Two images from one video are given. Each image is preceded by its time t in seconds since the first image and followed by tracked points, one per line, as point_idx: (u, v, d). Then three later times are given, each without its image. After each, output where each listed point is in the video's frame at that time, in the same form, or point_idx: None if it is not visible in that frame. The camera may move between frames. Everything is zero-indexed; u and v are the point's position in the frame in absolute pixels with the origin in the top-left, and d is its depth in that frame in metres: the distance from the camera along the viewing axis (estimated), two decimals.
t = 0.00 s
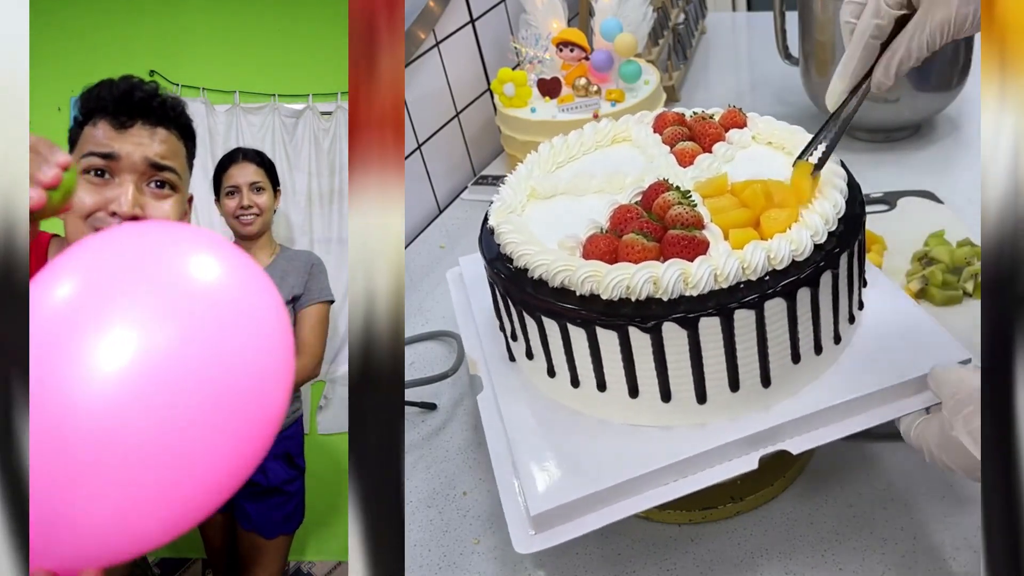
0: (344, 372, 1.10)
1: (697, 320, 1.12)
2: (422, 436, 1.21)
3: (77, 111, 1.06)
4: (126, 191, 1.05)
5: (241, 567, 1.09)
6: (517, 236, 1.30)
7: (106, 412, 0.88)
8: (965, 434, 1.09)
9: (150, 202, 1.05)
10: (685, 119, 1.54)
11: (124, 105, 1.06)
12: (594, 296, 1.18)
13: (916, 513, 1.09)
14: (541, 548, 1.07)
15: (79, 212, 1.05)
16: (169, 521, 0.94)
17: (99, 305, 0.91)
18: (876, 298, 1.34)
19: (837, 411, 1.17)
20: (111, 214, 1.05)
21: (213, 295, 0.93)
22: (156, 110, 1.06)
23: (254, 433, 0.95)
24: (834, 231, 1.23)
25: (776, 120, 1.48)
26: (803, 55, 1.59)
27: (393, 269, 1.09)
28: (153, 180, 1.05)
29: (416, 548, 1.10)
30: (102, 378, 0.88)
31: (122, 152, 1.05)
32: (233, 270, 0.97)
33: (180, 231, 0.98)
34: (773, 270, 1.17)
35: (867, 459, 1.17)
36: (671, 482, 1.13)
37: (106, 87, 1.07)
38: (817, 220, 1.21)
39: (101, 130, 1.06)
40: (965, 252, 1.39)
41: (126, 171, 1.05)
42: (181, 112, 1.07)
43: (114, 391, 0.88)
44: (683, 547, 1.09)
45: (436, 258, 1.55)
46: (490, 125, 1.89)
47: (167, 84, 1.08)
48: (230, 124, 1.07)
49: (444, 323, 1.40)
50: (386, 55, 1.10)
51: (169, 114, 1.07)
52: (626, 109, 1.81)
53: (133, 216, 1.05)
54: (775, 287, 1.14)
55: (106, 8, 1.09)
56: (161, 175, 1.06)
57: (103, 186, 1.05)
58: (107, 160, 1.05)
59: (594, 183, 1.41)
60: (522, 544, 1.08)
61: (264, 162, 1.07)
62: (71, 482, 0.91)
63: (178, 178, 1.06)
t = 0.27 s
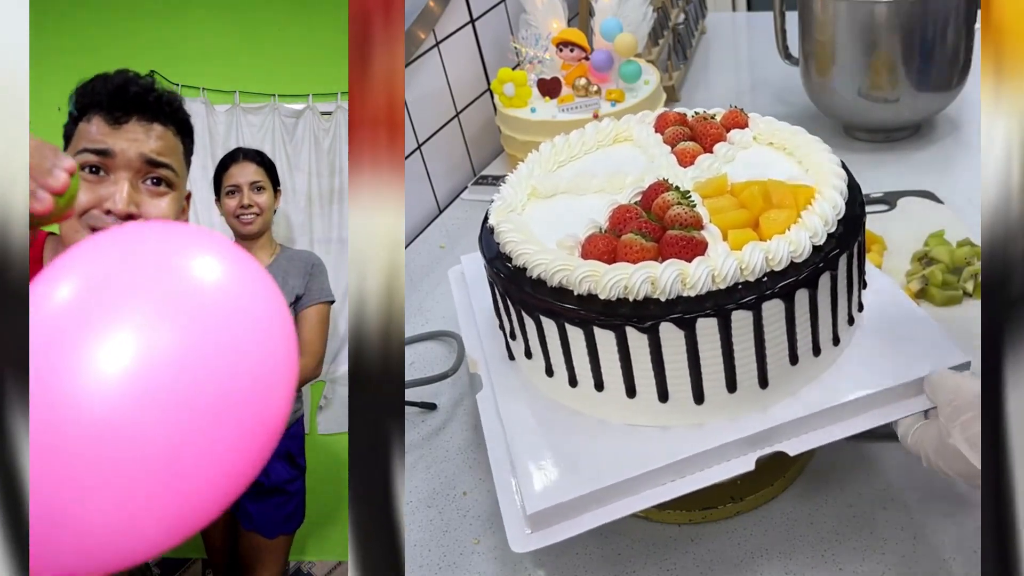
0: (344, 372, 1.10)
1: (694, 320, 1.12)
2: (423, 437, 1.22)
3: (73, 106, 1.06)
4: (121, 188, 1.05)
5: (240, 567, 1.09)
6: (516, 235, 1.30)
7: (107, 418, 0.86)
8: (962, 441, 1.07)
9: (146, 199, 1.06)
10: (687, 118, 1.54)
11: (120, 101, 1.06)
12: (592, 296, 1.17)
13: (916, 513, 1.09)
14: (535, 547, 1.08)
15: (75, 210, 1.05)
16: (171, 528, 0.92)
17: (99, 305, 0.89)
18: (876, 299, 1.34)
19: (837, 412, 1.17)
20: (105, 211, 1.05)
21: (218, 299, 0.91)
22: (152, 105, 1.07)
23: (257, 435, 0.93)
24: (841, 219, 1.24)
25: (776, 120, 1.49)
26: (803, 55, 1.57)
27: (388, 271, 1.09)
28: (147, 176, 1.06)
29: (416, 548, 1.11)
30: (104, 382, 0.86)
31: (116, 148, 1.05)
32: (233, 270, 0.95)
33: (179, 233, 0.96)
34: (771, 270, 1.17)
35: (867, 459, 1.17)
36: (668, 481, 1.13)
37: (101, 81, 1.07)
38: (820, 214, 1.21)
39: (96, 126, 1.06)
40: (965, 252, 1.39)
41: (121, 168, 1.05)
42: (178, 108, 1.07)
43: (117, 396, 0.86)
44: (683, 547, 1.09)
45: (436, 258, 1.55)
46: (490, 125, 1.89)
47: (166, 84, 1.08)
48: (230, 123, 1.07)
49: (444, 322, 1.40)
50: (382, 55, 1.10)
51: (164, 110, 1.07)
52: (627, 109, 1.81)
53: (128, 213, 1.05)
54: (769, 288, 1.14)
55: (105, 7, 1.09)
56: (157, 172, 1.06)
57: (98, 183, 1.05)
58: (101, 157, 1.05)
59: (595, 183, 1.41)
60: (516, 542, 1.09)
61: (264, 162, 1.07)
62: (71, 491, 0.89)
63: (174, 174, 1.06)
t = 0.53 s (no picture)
0: (343, 372, 1.09)
1: (691, 321, 1.09)
2: (422, 437, 1.24)
3: (72, 106, 1.06)
4: (121, 187, 1.05)
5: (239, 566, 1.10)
6: (509, 224, 1.30)
7: (115, 416, 0.86)
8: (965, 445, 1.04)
9: (146, 198, 1.06)
10: (704, 119, 1.51)
11: (120, 99, 1.06)
12: (564, 291, 1.16)
13: (917, 513, 1.09)
14: (495, 527, 1.08)
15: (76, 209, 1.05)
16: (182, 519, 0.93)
17: (107, 304, 0.89)
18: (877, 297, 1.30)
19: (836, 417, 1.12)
20: (106, 212, 1.05)
21: (223, 297, 0.92)
22: (151, 103, 1.06)
23: (260, 432, 0.93)
24: (832, 232, 1.18)
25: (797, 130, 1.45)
26: (803, 55, 1.57)
27: (372, 266, 1.09)
28: (148, 175, 1.05)
29: (416, 549, 1.13)
30: (113, 381, 0.86)
31: (116, 147, 1.05)
32: (236, 268, 0.95)
33: (184, 231, 0.97)
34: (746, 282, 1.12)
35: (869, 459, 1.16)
36: (650, 476, 1.10)
37: (99, 80, 1.07)
38: (811, 224, 1.16)
39: (95, 125, 1.05)
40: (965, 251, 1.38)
41: (121, 167, 1.05)
42: (177, 108, 1.07)
43: (126, 395, 0.87)
44: (683, 547, 1.09)
45: (436, 257, 1.55)
46: (490, 125, 1.89)
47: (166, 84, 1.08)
48: (229, 123, 1.07)
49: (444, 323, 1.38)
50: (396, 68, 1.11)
51: (164, 108, 1.07)
52: (627, 109, 1.82)
53: (129, 213, 1.05)
54: (742, 298, 1.09)
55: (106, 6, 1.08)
56: (157, 170, 1.06)
57: (98, 183, 1.05)
58: (101, 156, 1.05)
59: (598, 178, 1.41)
60: (473, 521, 1.09)
61: (265, 162, 1.07)
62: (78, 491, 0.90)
63: (174, 173, 1.06)
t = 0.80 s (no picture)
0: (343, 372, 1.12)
1: (690, 321, 1.09)
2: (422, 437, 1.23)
3: (76, 105, 1.06)
4: (126, 185, 1.05)
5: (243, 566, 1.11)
6: (508, 223, 1.30)
7: (112, 455, 0.86)
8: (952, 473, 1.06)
9: (151, 196, 1.06)
10: (705, 119, 1.50)
11: (125, 99, 1.06)
12: (564, 291, 1.16)
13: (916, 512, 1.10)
14: (492, 527, 1.08)
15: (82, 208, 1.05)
16: (181, 556, 0.94)
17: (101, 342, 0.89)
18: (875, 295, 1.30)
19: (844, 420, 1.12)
20: (112, 209, 1.05)
21: (217, 331, 0.93)
22: (156, 102, 1.07)
23: (258, 458, 0.94)
24: (831, 233, 1.18)
25: (797, 131, 1.44)
26: (803, 55, 1.57)
27: (371, 269, 1.09)
28: (152, 173, 1.05)
29: (415, 548, 1.11)
30: (112, 419, 0.87)
31: (121, 144, 1.05)
32: (228, 303, 0.97)
33: (174, 268, 0.97)
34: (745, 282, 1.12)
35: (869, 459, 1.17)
36: (649, 477, 1.10)
37: (105, 79, 1.07)
38: (812, 225, 1.16)
39: (100, 123, 1.05)
40: (965, 252, 1.37)
41: (126, 163, 1.05)
42: (180, 105, 1.07)
43: (124, 432, 0.87)
44: (683, 547, 1.10)
45: (437, 257, 1.55)
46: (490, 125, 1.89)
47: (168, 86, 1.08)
48: (229, 124, 1.08)
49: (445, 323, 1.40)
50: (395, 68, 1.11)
51: (169, 107, 1.07)
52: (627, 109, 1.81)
53: (134, 210, 1.05)
54: (741, 299, 1.09)
55: (107, 6, 1.08)
56: (161, 168, 1.06)
57: (103, 180, 1.04)
58: (106, 154, 1.04)
59: (597, 178, 1.41)
60: (471, 520, 1.09)
61: (264, 161, 1.08)
62: (77, 541, 0.90)
63: (180, 172, 1.06)
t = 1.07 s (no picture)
0: (343, 372, 1.11)
1: (695, 321, 1.09)
2: (422, 437, 1.23)
3: (80, 98, 1.06)
4: (130, 179, 1.05)
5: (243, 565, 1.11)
6: (509, 224, 1.30)
7: (94, 471, 0.92)
8: (946, 473, 1.08)
9: (155, 190, 1.06)
10: (702, 119, 1.50)
11: (130, 93, 1.06)
12: (568, 291, 1.16)
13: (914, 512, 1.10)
14: (495, 530, 1.08)
15: (85, 202, 1.05)
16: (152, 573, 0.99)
17: (82, 368, 0.95)
18: (876, 294, 1.30)
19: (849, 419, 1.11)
20: (116, 203, 1.05)
21: (181, 360, 0.97)
22: (161, 97, 1.07)
23: (225, 479, 0.99)
24: (833, 231, 1.18)
25: (793, 128, 1.44)
26: (803, 56, 1.56)
27: (386, 267, 1.10)
28: (157, 167, 1.06)
29: (415, 548, 1.12)
30: (85, 442, 0.93)
31: (126, 138, 1.05)
32: (196, 334, 1.01)
33: (150, 299, 1.02)
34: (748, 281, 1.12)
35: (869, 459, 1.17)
36: (652, 477, 1.10)
37: (110, 74, 1.07)
38: (813, 223, 1.16)
39: (105, 116, 1.06)
40: (965, 252, 1.38)
41: (131, 157, 1.05)
42: (184, 100, 1.08)
43: (89, 457, 0.92)
44: (683, 547, 1.10)
45: (436, 257, 1.55)
46: (489, 125, 1.89)
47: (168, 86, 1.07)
48: (229, 123, 1.08)
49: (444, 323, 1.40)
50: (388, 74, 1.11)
51: (174, 102, 1.07)
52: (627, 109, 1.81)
53: (137, 204, 1.06)
54: (745, 298, 1.09)
55: (106, 6, 1.08)
56: (166, 162, 1.06)
57: (108, 174, 1.05)
58: (111, 147, 1.05)
59: (598, 178, 1.41)
60: (476, 524, 1.09)
61: (263, 160, 1.08)
62: (65, 548, 0.96)
63: (184, 167, 1.07)
